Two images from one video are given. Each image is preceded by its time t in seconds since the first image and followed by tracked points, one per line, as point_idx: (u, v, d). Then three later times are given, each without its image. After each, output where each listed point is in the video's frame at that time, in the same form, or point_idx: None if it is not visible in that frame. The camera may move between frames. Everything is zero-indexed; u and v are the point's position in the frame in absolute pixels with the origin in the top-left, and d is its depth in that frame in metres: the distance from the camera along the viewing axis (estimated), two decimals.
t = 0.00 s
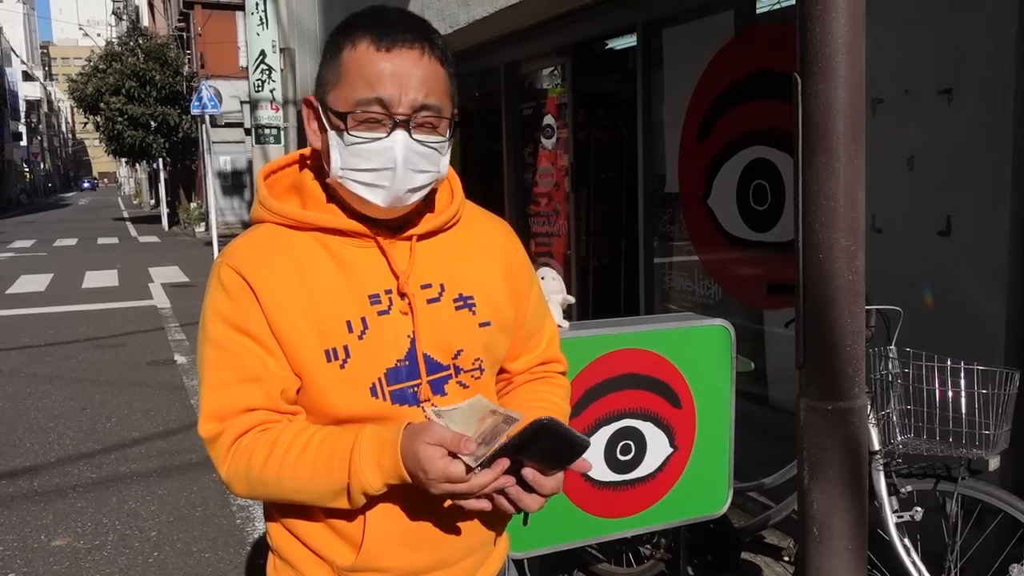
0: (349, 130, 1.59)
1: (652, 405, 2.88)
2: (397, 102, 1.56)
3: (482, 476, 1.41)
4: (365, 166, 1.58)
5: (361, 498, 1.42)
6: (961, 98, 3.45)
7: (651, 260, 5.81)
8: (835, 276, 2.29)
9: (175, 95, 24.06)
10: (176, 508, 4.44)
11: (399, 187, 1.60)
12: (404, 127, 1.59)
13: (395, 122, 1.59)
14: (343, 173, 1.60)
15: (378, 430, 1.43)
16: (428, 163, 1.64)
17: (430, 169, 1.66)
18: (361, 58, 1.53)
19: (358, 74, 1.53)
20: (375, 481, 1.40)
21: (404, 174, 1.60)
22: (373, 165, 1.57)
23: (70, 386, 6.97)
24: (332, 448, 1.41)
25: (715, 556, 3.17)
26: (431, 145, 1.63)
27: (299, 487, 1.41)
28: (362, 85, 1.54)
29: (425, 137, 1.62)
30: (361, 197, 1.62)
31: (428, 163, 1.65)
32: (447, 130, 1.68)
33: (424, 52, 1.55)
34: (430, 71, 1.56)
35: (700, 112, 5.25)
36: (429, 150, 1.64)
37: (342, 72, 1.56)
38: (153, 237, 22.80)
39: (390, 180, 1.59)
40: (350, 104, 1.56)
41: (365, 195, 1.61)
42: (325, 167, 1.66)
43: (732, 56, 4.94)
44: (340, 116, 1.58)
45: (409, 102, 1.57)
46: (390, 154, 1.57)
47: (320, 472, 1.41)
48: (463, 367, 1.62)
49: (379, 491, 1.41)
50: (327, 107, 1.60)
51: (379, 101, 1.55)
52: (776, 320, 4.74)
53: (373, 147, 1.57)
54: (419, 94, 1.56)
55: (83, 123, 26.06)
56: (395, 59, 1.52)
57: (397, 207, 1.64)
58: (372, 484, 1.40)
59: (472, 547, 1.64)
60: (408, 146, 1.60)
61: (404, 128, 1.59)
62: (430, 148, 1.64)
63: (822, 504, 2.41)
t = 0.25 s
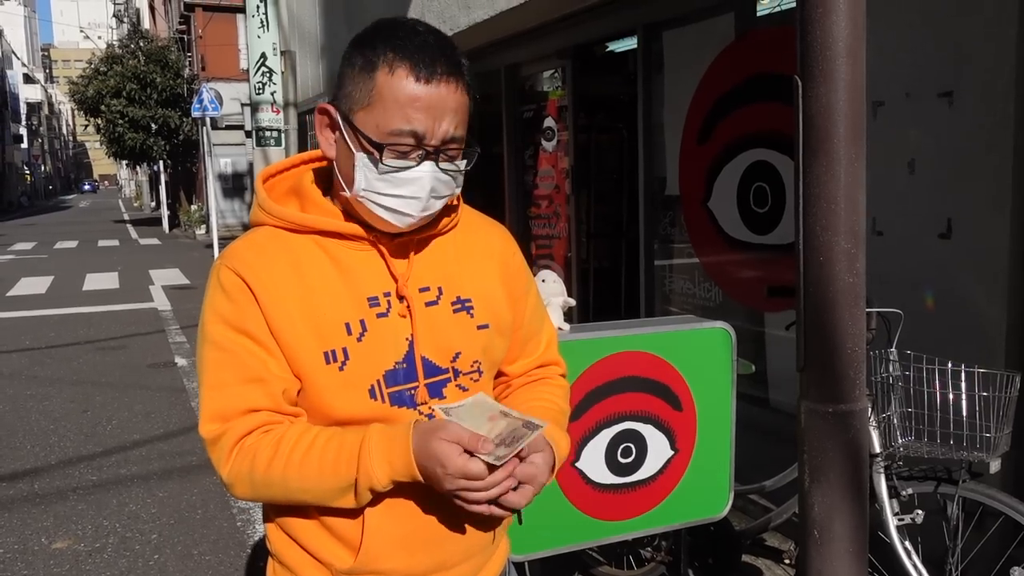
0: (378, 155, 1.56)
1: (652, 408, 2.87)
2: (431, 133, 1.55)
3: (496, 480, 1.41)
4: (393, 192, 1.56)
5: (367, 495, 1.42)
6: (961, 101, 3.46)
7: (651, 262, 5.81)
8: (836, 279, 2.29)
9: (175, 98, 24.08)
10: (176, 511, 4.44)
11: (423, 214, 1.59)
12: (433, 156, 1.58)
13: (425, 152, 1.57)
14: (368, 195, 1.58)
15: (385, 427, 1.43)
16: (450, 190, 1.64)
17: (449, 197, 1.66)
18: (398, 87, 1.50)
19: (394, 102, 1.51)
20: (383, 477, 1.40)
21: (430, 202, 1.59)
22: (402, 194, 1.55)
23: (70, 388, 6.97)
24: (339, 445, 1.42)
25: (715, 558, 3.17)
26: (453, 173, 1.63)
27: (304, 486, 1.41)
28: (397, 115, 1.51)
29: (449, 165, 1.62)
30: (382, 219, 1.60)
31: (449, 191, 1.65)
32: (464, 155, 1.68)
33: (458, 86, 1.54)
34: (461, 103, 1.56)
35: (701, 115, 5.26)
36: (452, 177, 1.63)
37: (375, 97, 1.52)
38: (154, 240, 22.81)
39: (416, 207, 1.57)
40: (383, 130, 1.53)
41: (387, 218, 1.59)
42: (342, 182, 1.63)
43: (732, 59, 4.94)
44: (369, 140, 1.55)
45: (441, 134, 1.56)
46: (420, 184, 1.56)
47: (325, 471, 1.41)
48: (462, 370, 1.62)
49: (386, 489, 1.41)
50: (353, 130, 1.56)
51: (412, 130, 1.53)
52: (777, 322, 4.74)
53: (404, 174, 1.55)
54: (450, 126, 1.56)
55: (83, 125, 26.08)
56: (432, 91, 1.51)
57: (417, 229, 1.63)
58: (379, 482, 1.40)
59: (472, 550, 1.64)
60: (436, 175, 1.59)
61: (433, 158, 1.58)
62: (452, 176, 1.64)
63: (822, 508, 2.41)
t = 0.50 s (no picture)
0: (392, 159, 1.56)
1: (652, 411, 2.87)
2: (446, 141, 1.55)
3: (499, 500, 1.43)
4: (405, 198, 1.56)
5: (370, 500, 1.43)
6: (961, 102, 3.46)
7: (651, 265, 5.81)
8: (836, 281, 2.29)
9: (175, 101, 24.10)
10: (176, 514, 4.43)
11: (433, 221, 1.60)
12: (446, 163, 1.59)
13: (439, 158, 1.58)
14: (380, 198, 1.58)
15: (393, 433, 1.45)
16: (459, 196, 1.65)
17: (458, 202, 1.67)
18: (418, 93, 1.50)
19: (412, 107, 1.51)
20: (391, 483, 1.41)
21: (440, 208, 1.61)
22: (414, 199, 1.56)
23: (69, 391, 6.96)
24: (346, 449, 1.42)
25: (716, 561, 3.21)
26: (464, 180, 1.65)
27: (309, 487, 1.41)
28: (414, 120, 1.51)
29: (460, 173, 1.63)
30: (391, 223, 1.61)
31: (459, 196, 1.66)
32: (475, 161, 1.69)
33: (476, 95, 1.54)
34: (478, 111, 1.56)
35: (700, 117, 5.26)
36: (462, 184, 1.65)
37: (394, 101, 1.52)
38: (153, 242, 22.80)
39: (427, 213, 1.58)
40: (399, 135, 1.54)
41: (396, 223, 1.60)
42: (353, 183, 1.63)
43: (732, 62, 4.95)
44: (384, 143, 1.55)
45: (456, 141, 1.56)
46: (433, 191, 1.57)
47: (330, 474, 1.41)
48: (463, 374, 1.61)
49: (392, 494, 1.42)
50: (370, 130, 1.56)
51: (428, 138, 1.54)
52: (777, 325, 4.74)
53: (417, 181, 1.56)
54: (466, 134, 1.56)
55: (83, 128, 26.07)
56: (451, 99, 1.51)
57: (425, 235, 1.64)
58: (385, 488, 1.42)
59: (471, 555, 1.64)
60: (447, 182, 1.60)
61: (445, 165, 1.59)
62: (463, 182, 1.65)
63: (822, 510, 2.40)
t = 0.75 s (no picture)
0: (383, 135, 1.59)
1: (653, 414, 2.87)
2: (435, 112, 1.58)
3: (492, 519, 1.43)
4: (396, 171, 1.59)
5: (363, 509, 1.43)
6: (961, 106, 3.46)
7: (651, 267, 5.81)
8: (837, 284, 2.29)
9: (175, 103, 24.10)
10: (175, 516, 4.43)
11: (427, 195, 1.62)
12: (437, 136, 1.61)
13: (430, 131, 1.60)
14: (373, 175, 1.61)
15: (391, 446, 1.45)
16: (455, 172, 1.66)
17: (454, 182, 1.68)
18: (403, 65, 1.53)
19: (398, 79, 1.54)
20: (385, 494, 1.42)
21: (434, 182, 1.62)
22: (405, 172, 1.58)
23: (68, 393, 6.95)
24: (344, 457, 1.42)
25: (716, 564, 3.17)
26: (459, 157, 1.66)
27: (304, 492, 1.41)
28: (402, 92, 1.55)
29: (454, 149, 1.65)
30: (387, 201, 1.63)
31: (453, 175, 1.67)
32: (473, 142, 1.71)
33: (464, 67, 1.57)
34: (468, 84, 1.58)
35: (700, 120, 5.26)
36: (457, 160, 1.66)
37: (382, 77, 1.56)
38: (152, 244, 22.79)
39: (419, 186, 1.60)
40: (387, 108, 1.57)
41: (391, 199, 1.62)
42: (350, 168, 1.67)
43: (731, 64, 4.95)
44: (374, 119, 1.59)
45: (445, 112, 1.58)
46: (423, 163, 1.59)
47: (326, 480, 1.40)
48: (466, 377, 1.61)
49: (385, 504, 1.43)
50: (361, 110, 1.60)
51: (417, 109, 1.56)
52: (776, 327, 4.74)
53: (407, 154, 1.58)
54: (455, 105, 1.58)
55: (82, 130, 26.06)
56: (436, 69, 1.53)
57: (422, 213, 1.66)
58: (379, 498, 1.42)
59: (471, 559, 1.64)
60: (440, 155, 1.62)
61: (437, 138, 1.61)
62: (457, 160, 1.66)
63: (822, 513, 2.40)
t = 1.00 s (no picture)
0: (368, 118, 1.61)
1: (652, 417, 2.87)
2: (418, 93, 1.60)
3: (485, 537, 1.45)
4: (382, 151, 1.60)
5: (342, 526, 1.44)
6: (961, 109, 3.46)
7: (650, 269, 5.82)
8: (836, 287, 2.29)
9: (174, 104, 24.09)
10: (173, 518, 4.42)
11: (415, 175, 1.61)
12: (423, 117, 1.62)
13: (415, 113, 1.61)
14: (361, 160, 1.62)
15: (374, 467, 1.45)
16: (445, 156, 1.66)
17: (446, 166, 1.67)
18: (385, 49, 1.57)
19: (381, 62, 1.58)
20: (362, 516, 1.42)
21: (422, 163, 1.62)
22: (390, 151, 1.59)
23: (66, 394, 6.95)
24: (325, 472, 1.42)
25: (714, 567, 3.15)
26: (448, 141, 1.66)
27: (284, 501, 1.41)
28: (384, 74, 1.58)
29: (443, 132, 1.65)
30: (377, 187, 1.63)
31: (444, 158, 1.66)
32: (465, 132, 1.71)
33: (446, 50, 1.60)
34: (451, 66, 1.61)
35: (700, 123, 5.26)
36: (446, 144, 1.66)
37: (365, 63, 1.60)
38: (151, 245, 22.77)
39: (406, 166, 1.60)
40: (371, 92, 1.60)
41: (381, 183, 1.62)
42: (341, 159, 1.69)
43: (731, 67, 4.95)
44: (359, 104, 1.62)
45: (429, 93, 1.60)
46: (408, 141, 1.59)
47: (306, 492, 1.41)
48: (466, 379, 1.61)
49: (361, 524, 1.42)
50: (349, 101, 1.63)
51: (400, 90, 1.59)
52: (775, 330, 4.74)
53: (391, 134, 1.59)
54: (439, 86, 1.60)
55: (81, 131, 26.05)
56: (417, 50, 1.57)
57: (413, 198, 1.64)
58: (357, 519, 1.42)
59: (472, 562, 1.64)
60: (426, 136, 1.62)
61: (423, 120, 1.62)
62: (447, 143, 1.66)
63: (822, 516, 2.40)
